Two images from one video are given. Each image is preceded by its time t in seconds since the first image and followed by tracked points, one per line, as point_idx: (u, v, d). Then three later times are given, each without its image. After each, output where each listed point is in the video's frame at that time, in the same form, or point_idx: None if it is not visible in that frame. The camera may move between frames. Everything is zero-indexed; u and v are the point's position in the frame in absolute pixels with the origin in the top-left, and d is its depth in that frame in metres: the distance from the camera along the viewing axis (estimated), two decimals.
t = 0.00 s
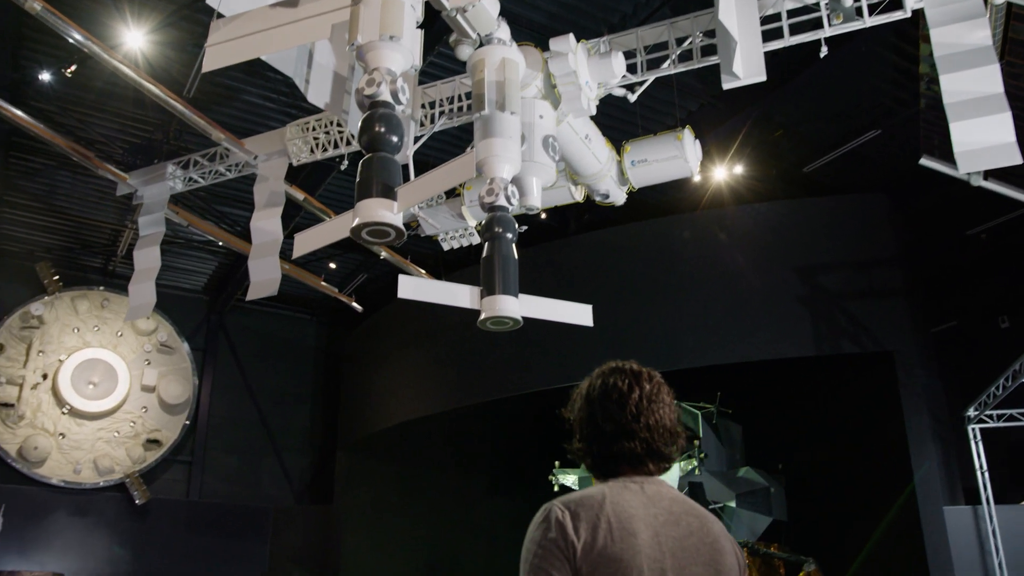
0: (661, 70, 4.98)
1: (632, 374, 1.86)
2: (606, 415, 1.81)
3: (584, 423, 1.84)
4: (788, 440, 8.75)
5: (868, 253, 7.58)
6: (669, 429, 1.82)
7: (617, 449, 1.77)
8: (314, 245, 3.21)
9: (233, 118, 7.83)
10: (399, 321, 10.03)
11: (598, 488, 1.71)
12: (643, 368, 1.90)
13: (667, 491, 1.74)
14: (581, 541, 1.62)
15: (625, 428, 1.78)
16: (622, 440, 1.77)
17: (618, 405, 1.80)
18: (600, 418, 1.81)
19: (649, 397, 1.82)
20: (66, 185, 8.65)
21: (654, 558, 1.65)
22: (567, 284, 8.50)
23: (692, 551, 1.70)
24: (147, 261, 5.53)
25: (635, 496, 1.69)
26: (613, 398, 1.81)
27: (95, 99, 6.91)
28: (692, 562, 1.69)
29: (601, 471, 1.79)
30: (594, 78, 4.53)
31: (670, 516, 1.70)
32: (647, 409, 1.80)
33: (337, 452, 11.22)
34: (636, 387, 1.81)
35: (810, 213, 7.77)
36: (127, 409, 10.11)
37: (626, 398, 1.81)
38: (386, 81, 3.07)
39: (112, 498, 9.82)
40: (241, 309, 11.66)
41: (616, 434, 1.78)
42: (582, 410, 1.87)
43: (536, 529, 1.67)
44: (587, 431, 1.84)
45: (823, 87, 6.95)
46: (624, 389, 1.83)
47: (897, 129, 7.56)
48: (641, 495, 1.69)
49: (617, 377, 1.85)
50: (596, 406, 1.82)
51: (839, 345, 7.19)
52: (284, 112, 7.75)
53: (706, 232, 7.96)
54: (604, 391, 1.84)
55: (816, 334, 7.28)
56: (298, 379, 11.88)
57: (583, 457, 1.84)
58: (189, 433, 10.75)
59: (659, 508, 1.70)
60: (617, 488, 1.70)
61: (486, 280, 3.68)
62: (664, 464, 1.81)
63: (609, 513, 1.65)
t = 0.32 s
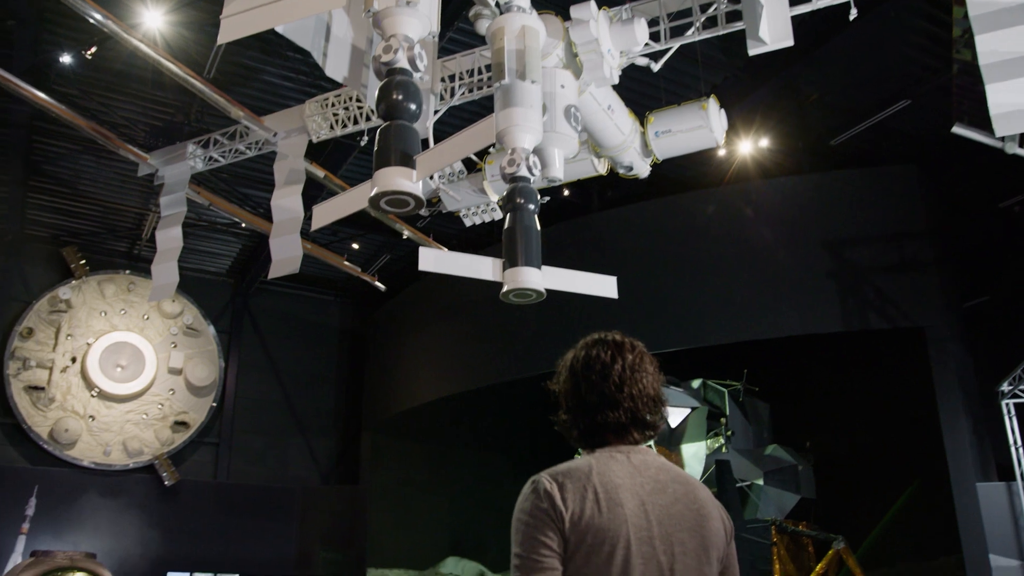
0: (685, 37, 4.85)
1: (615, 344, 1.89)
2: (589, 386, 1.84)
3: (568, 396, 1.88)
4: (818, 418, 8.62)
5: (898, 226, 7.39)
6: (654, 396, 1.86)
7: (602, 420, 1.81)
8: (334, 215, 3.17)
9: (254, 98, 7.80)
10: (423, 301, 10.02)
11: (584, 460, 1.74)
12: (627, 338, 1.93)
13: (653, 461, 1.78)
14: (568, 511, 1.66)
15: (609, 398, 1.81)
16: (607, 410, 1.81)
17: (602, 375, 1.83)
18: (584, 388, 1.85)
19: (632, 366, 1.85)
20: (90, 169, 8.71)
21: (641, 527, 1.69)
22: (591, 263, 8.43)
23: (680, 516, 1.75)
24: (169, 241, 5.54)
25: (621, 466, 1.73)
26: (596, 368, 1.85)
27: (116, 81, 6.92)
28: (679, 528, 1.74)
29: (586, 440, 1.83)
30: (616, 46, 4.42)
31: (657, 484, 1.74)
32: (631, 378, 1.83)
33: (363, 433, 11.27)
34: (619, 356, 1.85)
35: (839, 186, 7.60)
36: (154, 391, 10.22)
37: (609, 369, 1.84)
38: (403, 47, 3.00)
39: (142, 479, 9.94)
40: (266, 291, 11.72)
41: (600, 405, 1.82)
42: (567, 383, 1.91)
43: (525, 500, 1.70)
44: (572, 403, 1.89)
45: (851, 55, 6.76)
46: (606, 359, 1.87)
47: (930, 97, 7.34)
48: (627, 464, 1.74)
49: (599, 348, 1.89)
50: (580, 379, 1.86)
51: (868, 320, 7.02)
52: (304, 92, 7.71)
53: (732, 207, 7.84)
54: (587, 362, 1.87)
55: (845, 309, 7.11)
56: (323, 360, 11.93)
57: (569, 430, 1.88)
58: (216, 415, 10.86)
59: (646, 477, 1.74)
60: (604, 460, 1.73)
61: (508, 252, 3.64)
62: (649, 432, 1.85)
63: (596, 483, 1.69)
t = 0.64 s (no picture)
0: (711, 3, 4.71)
1: (590, 326, 1.97)
2: (564, 369, 1.93)
3: (546, 380, 1.97)
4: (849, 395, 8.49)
5: (931, 197, 7.20)
6: (630, 376, 1.94)
7: (578, 403, 1.89)
8: (353, 187, 3.13)
9: (275, 79, 7.78)
10: (449, 280, 10.02)
11: (563, 444, 1.83)
12: (603, 320, 2.01)
13: (631, 441, 1.86)
14: (546, 495, 1.74)
15: (584, 380, 1.90)
16: (584, 392, 1.89)
17: (578, 357, 1.92)
18: (561, 371, 1.93)
19: (607, 347, 1.93)
20: (115, 155, 8.77)
21: (620, 508, 1.77)
22: (615, 240, 8.35)
23: (661, 493, 1.83)
24: (192, 222, 5.54)
25: (598, 449, 1.82)
26: (572, 351, 1.93)
27: (138, 64, 6.93)
28: (660, 506, 1.81)
29: (567, 423, 1.92)
30: (641, 14, 4.25)
31: (636, 463, 1.83)
32: (606, 360, 1.92)
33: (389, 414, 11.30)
34: (592, 339, 1.93)
35: (869, 158, 7.42)
36: (183, 374, 10.34)
37: (584, 351, 1.92)
38: (420, 14, 2.94)
39: (172, 462, 10.06)
40: (291, 274, 11.78)
41: (577, 388, 1.90)
42: (544, 368, 2.00)
43: (505, 486, 1.78)
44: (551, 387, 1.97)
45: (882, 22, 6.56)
46: (581, 343, 1.95)
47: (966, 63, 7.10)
48: (605, 446, 1.82)
49: (575, 332, 1.97)
50: (555, 363, 1.95)
51: (900, 293, 6.84)
52: (326, 72, 7.67)
53: (759, 181, 7.71)
54: (563, 346, 1.96)
55: (875, 283, 6.96)
56: (349, 342, 11.98)
57: (549, 412, 1.96)
58: (244, 397, 10.97)
59: (623, 458, 1.82)
60: (581, 443, 1.82)
61: (531, 224, 3.57)
62: (628, 411, 1.93)
63: (573, 466, 1.77)
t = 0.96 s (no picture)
0: None
1: (554, 318, 2.05)
2: (528, 361, 2.01)
3: (511, 371, 2.05)
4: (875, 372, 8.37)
5: (961, 170, 7.02)
6: (594, 366, 2.01)
7: (542, 394, 1.98)
8: (368, 159, 3.09)
9: (293, 58, 7.74)
10: (469, 259, 9.99)
11: (526, 435, 1.90)
12: (568, 311, 2.08)
13: (592, 432, 1.93)
14: (507, 487, 1.81)
15: (547, 372, 1.98)
16: (547, 384, 1.97)
17: (542, 350, 1.99)
18: (526, 364, 2.01)
19: (571, 339, 2.01)
20: (136, 138, 8.79)
21: (578, 496, 1.84)
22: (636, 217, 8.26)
23: (621, 482, 1.89)
24: (210, 202, 5.53)
25: (559, 440, 1.89)
26: (536, 343, 2.01)
27: (156, 45, 6.92)
28: (619, 494, 1.88)
29: (532, 413, 2.00)
30: None
31: (595, 454, 1.90)
32: (569, 352, 1.99)
33: (412, 394, 11.32)
34: (555, 332, 2.00)
35: (897, 130, 7.25)
36: (206, 356, 10.41)
37: (547, 343, 2.00)
38: None
39: (197, 443, 10.15)
40: (312, 255, 11.80)
41: (540, 379, 1.98)
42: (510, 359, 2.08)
43: (469, 478, 1.85)
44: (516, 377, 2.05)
45: None
46: (545, 334, 2.02)
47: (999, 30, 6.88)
48: (566, 437, 1.89)
49: (539, 323, 2.04)
50: (520, 355, 2.02)
51: (927, 269, 6.72)
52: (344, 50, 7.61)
53: (783, 155, 7.56)
54: (527, 338, 2.03)
55: (902, 258, 6.84)
56: (371, 323, 12.00)
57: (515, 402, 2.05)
58: (267, 379, 11.04)
59: (584, 447, 1.90)
60: (543, 435, 1.89)
61: (551, 196, 3.50)
62: (591, 401, 2.01)
63: (532, 457, 1.84)
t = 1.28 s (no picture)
0: None
1: (516, 290, 1.99)
2: (487, 331, 1.95)
3: (472, 341, 2.00)
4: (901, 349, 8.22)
5: (992, 140, 6.83)
6: (555, 339, 1.95)
7: (501, 364, 1.93)
8: (379, 130, 3.05)
9: (309, 37, 7.67)
10: (489, 238, 9.93)
11: (481, 403, 1.86)
12: (533, 283, 2.02)
13: (549, 400, 1.88)
14: (457, 454, 1.77)
15: (509, 343, 1.92)
16: (506, 354, 1.92)
17: (502, 320, 1.94)
18: (486, 335, 1.96)
19: (532, 310, 1.95)
20: (153, 119, 8.80)
21: (529, 464, 1.79)
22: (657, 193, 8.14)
23: (574, 450, 1.84)
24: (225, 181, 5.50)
25: (513, 408, 1.84)
26: (498, 313, 1.96)
27: (171, 25, 6.89)
28: (571, 462, 1.83)
29: (493, 383, 1.95)
30: None
31: (548, 422, 1.85)
32: (529, 323, 1.93)
33: (433, 375, 11.31)
34: (515, 303, 1.95)
35: (924, 101, 7.07)
36: (227, 338, 10.47)
37: (508, 314, 1.94)
38: None
39: (219, 424, 10.22)
40: (332, 237, 11.79)
41: (499, 349, 1.93)
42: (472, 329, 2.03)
43: (421, 446, 1.82)
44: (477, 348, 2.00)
45: None
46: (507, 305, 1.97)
47: None
48: (521, 406, 1.84)
49: (501, 295, 1.98)
50: (481, 325, 1.97)
51: (954, 243, 6.56)
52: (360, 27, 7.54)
53: (807, 129, 7.41)
54: (488, 308, 1.98)
55: (928, 232, 6.68)
56: (391, 304, 11.99)
57: (475, 372, 2.00)
58: (288, 360, 11.09)
59: (538, 415, 1.85)
60: (497, 403, 1.84)
61: (568, 167, 3.43)
62: (552, 372, 1.95)
63: (484, 425, 1.80)
